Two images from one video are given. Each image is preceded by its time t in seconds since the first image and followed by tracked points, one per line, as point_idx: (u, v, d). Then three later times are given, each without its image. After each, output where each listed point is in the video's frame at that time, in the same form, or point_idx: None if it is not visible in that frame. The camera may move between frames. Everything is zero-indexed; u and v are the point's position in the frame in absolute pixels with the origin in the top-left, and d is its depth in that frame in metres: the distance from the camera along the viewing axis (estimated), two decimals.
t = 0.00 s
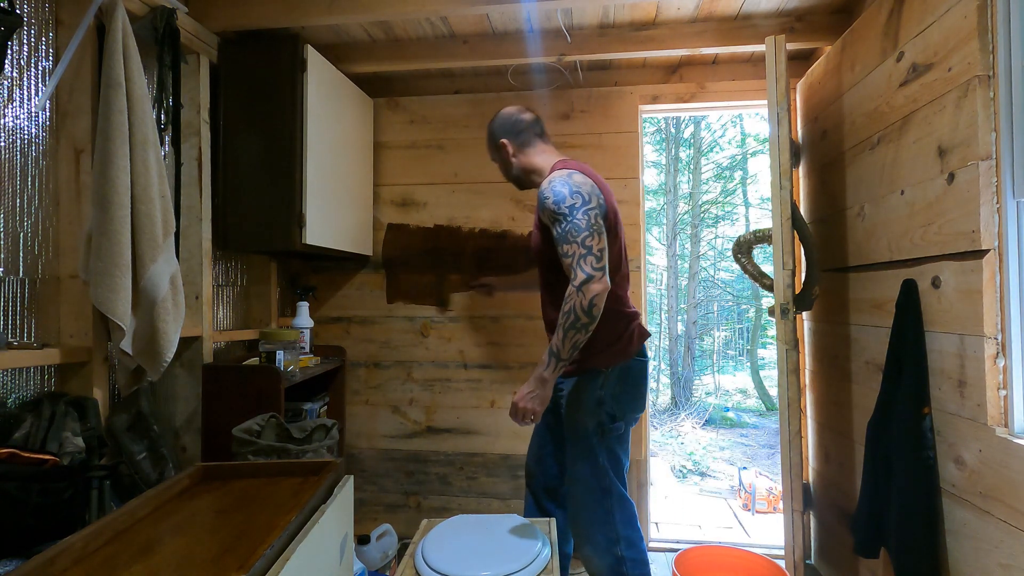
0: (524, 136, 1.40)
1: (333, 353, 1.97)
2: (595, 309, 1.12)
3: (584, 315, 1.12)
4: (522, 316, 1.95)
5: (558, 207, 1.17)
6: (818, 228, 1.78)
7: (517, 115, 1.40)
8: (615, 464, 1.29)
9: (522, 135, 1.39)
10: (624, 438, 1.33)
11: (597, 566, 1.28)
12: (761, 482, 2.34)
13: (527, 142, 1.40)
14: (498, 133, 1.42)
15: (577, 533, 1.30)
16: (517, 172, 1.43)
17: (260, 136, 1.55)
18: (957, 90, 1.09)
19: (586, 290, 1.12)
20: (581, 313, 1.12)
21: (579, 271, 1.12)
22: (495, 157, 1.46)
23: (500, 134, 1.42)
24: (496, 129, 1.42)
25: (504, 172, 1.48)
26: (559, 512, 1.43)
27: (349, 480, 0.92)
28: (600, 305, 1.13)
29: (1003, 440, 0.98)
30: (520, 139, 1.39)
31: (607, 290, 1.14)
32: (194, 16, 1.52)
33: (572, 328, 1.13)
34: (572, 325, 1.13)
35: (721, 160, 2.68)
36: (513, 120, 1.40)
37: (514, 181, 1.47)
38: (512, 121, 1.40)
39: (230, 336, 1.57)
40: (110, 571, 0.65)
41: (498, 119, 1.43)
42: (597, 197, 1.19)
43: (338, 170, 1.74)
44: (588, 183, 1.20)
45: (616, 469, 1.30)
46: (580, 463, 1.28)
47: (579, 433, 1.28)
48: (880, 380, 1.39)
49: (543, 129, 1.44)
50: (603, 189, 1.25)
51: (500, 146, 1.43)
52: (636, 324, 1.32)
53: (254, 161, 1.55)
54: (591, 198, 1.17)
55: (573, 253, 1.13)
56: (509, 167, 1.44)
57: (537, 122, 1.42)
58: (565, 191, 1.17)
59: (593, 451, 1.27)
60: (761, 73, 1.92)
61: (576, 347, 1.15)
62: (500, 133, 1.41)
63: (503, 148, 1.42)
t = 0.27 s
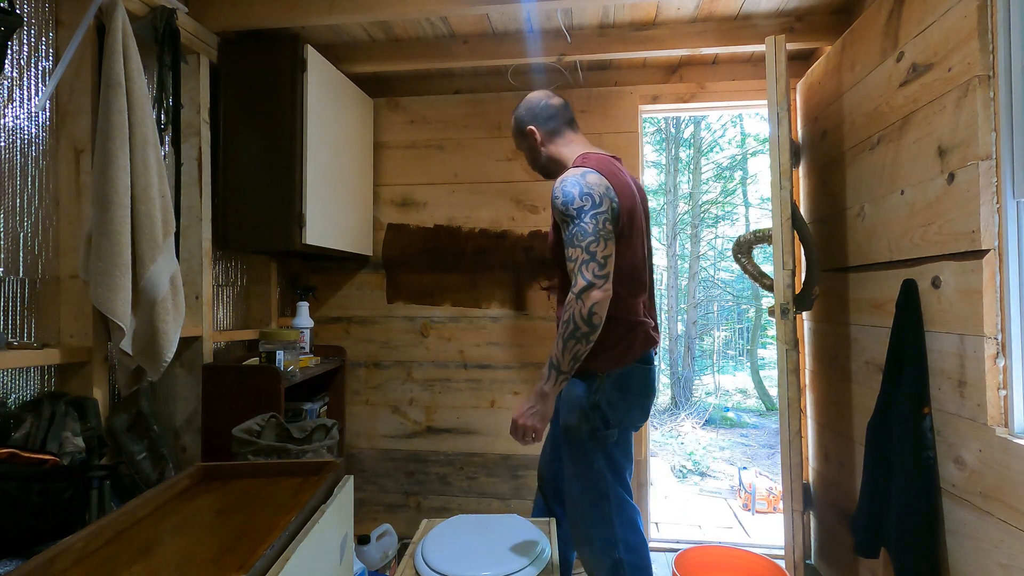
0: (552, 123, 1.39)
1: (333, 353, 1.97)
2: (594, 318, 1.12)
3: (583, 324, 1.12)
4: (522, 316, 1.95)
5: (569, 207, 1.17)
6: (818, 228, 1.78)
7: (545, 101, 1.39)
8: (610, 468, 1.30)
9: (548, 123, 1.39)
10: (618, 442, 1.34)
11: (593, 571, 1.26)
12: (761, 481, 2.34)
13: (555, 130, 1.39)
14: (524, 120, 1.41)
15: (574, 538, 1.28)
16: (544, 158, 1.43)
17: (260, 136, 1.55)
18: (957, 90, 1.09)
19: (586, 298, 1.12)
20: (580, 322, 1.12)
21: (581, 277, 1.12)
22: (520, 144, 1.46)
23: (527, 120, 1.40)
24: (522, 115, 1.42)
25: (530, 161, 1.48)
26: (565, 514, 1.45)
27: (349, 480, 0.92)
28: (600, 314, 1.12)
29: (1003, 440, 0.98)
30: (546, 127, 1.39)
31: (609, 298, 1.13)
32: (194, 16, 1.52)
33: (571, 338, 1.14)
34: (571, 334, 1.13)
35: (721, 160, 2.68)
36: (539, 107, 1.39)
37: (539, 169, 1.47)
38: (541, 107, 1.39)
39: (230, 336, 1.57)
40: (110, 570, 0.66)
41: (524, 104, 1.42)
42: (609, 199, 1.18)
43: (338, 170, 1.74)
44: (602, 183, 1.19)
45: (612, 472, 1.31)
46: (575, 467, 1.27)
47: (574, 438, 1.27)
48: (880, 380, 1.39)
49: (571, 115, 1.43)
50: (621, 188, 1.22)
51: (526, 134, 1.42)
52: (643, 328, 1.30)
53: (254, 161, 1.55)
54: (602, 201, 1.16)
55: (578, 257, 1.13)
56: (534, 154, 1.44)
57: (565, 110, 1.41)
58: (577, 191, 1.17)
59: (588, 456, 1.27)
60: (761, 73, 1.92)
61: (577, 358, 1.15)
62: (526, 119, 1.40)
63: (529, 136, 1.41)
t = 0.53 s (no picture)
0: (557, 120, 1.39)
1: (333, 353, 1.97)
2: (601, 320, 1.12)
3: (590, 328, 1.12)
4: (522, 316, 1.95)
5: (572, 209, 1.17)
6: (818, 228, 1.78)
7: (547, 98, 1.39)
8: (618, 467, 1.29)
9: (551, 121, 1.38)
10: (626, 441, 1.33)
11: (602, 569, 1.27)
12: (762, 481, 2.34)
13: (558, 127, 1.39)
14: (526, 117, 1.40)
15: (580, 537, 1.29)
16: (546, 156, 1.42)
17: (260, 136, 1.55)
18: (957, 90, 1.09)
19: (592, 301, 1.12)
20: (586, 325, 1.12)
21: (586, 280, 1.13)
22: (523, 142, 1.45)
23: (528, 117, 1.40)
24: (523, 113, 1.41)
25: (532, 159, 1.47)
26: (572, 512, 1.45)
27: (349, 480, 0.92)
28: (607, 316, 1.13)
29: (1003, 440, 0.98)
30: (549, 124, 1.39)
31: (615, 300, 1.13)
32: (194, 16, 1.52)
33: (579, 341, 1.13)
34: (578, 338, 1.13)
35: (721, 160, 2.68)
36: (541, 105, 1.39)
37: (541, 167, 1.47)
38: (542, 105, 1.38)
39: (230, 336, 1.57)
40: (110, 571, 0.65)
41: (526, 101, 1.42)
42: (612, 201, 1.18)
43: (339, 170, 1.74)
44: (605, 184, 1.19)
45: (619, 471, 1.30)
46: (581, 467, 1.28)
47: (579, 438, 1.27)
48: (880, 380, 1.39)
49: (574, 111, 1.43)
50: (624, 187, 1.22)
51: (528, 131, 1.41)
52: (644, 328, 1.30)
53: (254, 162, 1.55)
54: (605, 203, 1.16)
55: (582, 259, 1.13)
56: (537, 152, 1.44)
57: (567, 108, 1.41)
58: (580, 193, 1.16)
59: (594, 456, 1.27)
60: (761, 73, 1.92)
61: (585, 362, 1.15)
62: (528, 116, 1.40)
63: (531, 133, 1.41)
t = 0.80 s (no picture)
0: (537, 128, 1.40)
1: (333, 353, 1.97)
2: (607, 312, 1.13)
3: (596, 320, 1.13)
4: (522, 316, 1.95)
5: (570, 208, 1.16)
6: (818, 227, 1.78)
7: (528, 107, 1.40)
8: (620, 464, 1.29)
9: (532, 129, 1.40)
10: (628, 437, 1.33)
11: (604, 563, 1.29)
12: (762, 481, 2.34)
13: (538, 135, 1.40)
14: (508, 125, 1.41)
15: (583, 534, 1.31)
16: (526, 165, 1.44)
17: (260, 136, 1.55)
18: (957, 90, 1.09)
19: (599, 294, 1.12)
20: (594, 317, 1.12)
21: (590, 274, 1.12)
22: (503, 151, 1.45)
23: (510, 126, 1.41)
24: (504, 120, 1.41)
25: (513, 167, 1.48)
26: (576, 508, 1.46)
27: (349, 480, 0.92)
28: (612, 309, 1.13)
29: (1003, 440, 0.98)
30: (530, 132, 1.40)
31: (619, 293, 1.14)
32: (194, 16, 1.52)
33: (586, 334, 1.13)
34: (586, 330, 1.13)
35: (721, 160, 2.68)
36: (523, 112, 1.39)
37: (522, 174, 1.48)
38: (524, 112, 1.39)
39: (230, 336, 1.57)
40: (110, 571, 0.65)
41: (506, 109, 1.42)
42: (608, 199, 1.19)
43: (339, 170, 1.74)
44: (599, 184, 1.20)
45: (622, 468, 1.30)
46: (584, 463, 1.28)
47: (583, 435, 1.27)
48: (880, 380, 1.39)
49: (552, 120, 1.45)
50: (615, 188, 1.25)
51: (510, 139, 1.42)
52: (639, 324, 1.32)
53: (254, 162, 1.55)
54: (602, 200, 1.18)
55: (585, 255, 1.13)
56: (518, 160, 1.44)
57: (547, 115, 1.42)
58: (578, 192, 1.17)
59: (597, 453, 1.27)
60: (761, 73, 1.92)
61: (590, 353, 1.16)
62: (509, 124, 1.40)
63: (514, 141, 1.41)
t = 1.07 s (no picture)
0: (510, 144, 1.42)
1: (333, 353, 1.97)
2: (613, 291, 1.14)
3: (604, 300, 1.14)
4: (522, 316, 1.95)
5: (562, 202, 1.18)
6: (818, 227, 1.78)
7: (500, 125, 1.42)
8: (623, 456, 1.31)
9: (506, 144, 1.41)
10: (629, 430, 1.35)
11: (601, 558, 1.29)
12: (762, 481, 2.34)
13: (512, 151, 1.41)
14: (482, 140, 1.42)
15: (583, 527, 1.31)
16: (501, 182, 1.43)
17: (260, 136, 1.55)
18: (957, 91, 1.09)
19: (604, 274, 1.13)
20: (602, 296, 1.14)
21: (592, 258, 1.14)
22: (478, 167, 1.45)
23: (484, 141, 1.42)
24: (479, 137, 1.43)
25: (487, 183, 1.47)
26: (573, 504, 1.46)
27: (349, 480, 0.92)
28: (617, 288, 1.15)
29: (1003, 440, 0.98)
30: (504, 147, 1.41)
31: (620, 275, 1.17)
32: (194, 16, 1.52)
33: (597, 313, 1.14)
34: (596, 309, 1.14)
35: (721, 160, 2.68)
36: (497, 129, 1.42)
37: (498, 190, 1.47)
38: (497, 129, 1.41)
39: (230, 336, 1.57)
40: (109, 571, 0.65)
41: (481, 127, 1.44)
42: (594, 193, 1.23)
43: (338, 169, 1.74)
44: (582, 182, 1.24)
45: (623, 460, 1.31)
46: (588, 455, 1.28)
47: (589, 426, 1.28)
48: (880, 380, 1.39)
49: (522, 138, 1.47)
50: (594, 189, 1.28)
51: (485, 154, 1.42)
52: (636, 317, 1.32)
53: (254, 162, 1.55)
54: (590, 193, 1.21)
55: (583, 242, 1.15)
56: (492, 176, 1.44)
57: (517, 133, 1.44)
58: (566, 186, 1.20)
59: (603, 443, 1.28)
60: (761, 73, 1.92)
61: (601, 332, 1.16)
62: (485, 140, 1.42)
63: (489, 156, 1.42)
